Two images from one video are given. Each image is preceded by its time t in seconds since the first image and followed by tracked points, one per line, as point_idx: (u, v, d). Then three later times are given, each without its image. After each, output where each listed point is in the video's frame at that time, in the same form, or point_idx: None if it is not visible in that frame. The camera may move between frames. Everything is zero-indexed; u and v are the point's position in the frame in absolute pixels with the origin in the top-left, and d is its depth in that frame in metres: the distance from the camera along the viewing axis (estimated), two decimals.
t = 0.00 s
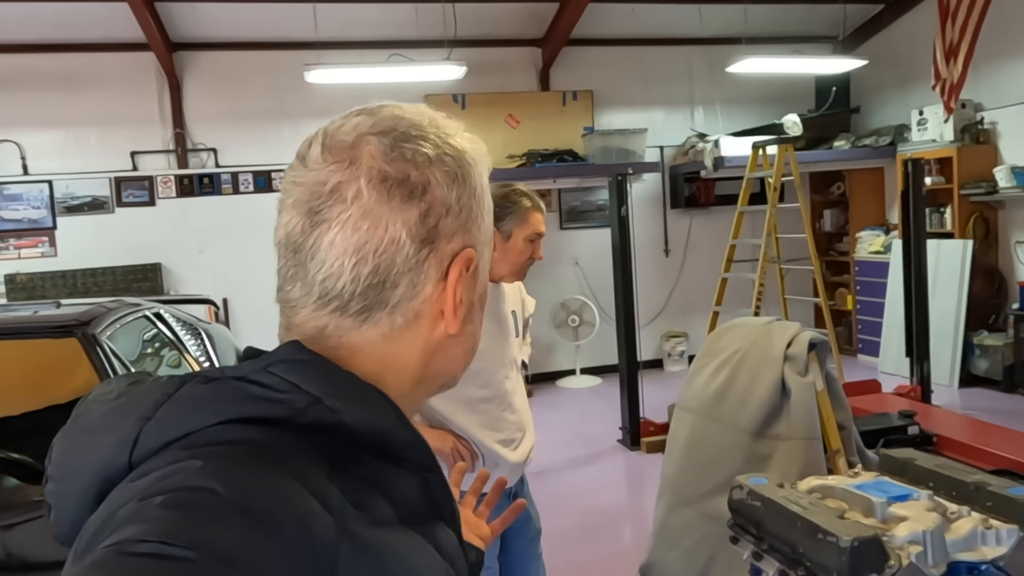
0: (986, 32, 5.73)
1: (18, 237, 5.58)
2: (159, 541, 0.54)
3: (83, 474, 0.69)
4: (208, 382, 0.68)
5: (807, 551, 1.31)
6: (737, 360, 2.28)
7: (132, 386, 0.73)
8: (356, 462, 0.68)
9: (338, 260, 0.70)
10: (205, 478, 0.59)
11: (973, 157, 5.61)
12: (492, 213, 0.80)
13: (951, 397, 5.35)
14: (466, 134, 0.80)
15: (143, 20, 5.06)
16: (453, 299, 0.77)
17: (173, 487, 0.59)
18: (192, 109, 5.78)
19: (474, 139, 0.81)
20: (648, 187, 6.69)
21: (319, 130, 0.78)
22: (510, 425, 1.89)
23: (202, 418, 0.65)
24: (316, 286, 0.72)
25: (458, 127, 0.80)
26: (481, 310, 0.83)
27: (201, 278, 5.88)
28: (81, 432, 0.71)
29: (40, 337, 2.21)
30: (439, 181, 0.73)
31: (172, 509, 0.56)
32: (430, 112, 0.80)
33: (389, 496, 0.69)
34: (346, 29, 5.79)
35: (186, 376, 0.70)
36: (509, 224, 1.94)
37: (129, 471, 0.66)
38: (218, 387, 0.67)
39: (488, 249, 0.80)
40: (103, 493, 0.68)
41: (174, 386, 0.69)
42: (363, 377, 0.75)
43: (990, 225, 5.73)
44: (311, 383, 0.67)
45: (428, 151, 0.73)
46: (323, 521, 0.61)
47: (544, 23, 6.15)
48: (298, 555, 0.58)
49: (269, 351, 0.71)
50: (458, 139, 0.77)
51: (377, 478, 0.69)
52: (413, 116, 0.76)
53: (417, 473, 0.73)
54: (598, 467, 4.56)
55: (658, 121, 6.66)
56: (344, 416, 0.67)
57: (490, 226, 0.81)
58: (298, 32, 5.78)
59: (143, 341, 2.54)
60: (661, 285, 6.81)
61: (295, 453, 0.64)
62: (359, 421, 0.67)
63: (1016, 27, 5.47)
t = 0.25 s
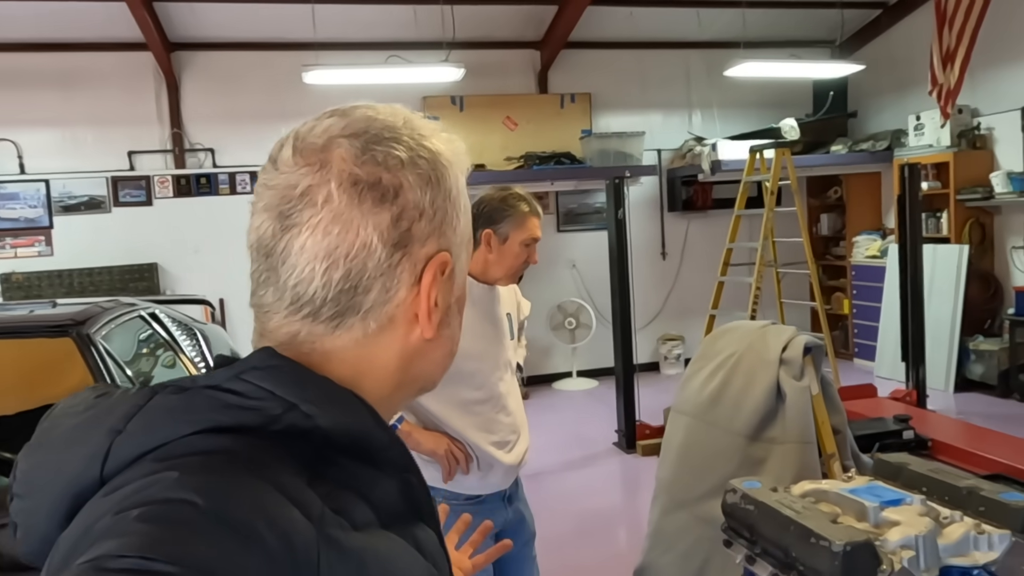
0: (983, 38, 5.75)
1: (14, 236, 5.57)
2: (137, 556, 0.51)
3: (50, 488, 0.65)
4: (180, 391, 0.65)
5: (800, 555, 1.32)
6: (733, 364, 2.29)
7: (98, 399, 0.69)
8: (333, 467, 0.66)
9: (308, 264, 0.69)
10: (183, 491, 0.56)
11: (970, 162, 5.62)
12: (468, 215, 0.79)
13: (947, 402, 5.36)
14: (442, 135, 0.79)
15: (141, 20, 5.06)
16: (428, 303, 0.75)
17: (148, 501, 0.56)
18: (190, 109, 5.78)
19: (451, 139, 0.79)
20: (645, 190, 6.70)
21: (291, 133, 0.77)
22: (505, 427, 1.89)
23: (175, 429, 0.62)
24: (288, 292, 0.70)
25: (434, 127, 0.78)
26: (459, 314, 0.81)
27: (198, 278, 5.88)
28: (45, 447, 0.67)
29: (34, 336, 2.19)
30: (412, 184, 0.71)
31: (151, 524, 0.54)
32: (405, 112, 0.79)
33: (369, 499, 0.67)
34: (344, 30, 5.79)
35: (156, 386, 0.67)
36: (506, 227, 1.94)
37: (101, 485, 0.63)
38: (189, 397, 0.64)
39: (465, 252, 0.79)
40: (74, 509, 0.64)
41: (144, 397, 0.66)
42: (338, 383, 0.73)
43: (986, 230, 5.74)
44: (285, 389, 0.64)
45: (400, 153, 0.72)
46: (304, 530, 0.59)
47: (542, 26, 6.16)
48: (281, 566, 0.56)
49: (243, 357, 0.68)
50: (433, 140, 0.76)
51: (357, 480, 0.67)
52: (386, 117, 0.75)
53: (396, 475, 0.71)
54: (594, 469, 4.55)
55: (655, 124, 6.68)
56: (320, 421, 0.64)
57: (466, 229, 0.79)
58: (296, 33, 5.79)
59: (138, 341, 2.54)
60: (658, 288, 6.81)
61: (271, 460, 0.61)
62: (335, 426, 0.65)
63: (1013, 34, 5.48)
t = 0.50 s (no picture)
0: (977, 45, 5.77)
1: (7, 235, 5.54)
2: None
3: (15, 513, 0.62)
4: (154, 412, 0.63)
5: (793, 565, 1.31)
6: (727, 369, 2.28)
7: (73, 421, 0.68)
8: (310, 486, 0.64)
9: (283, 280, 0.68)
10: (157, 515, 0.55)
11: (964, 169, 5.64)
12: (448, 228, 0.78)
13: (939, 408, 5.37)
14: (421, 146, 0.78)
15: (136, 20, 5.04)
16: (406, 318, 0.74)
17: (121, 526, 0.54)
18: (184, 109, 5.76)
19: (429, 152, 0.78)
20: (641, 194, 6.70)
21: (266, 145, 0.76)
22: (496, 433, 1.88)
23: (148, 451, 0.60)
24: (263, 308, 0.69)
25: (413, 139, 0.77)
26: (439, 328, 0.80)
27: (191, 279, 5.85)
28: (16, 472, 0.66)
29: (24, 339, 2.17)
30: (389, 197, 0.71)
31: (129, 549, 0.52)
32: (384, 124, 0.78)
33: (348, 518, 0.65)
34: (340, 32, 5.78)
35: (130, 408, 0.66)
36: (501, 233, 1.92)
37: (73, 509, 0.61)
38: (163, 417, 0.62)
39: (445, 265, 0.78)
40: (42, 538, 0.61)
41: (118, 420, 0.65)
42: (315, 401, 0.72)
43: (979, 236, 5.77)
44: (262, 407, 0.62)
45: (376, 167, 0.71)
46: (282, 552, 0.57)
47: (538, 29, 6.16)
48: None
49: (220, 376, 0.66)
50: (411, 152, 0.75)
51: (333, 498, 0.65)
52: (364, 129, 0.74)
53: (376, 494, 0.69)
54: (587, 473, 4.55)
55: (651, 128, 6.68)
56: (298, 440, 0.62)
57: (446, 242, 0.78)
58: (292, 35, 5.78)
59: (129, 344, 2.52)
60: (653, 292, 6.82)
61: (245, 481, 0.60)
62: (314, 445, 0.63)
63: (1007, 41, 5.50)
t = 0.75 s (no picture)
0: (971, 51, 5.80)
1: None
2: None
3: (9, 515, 0.61)
4: (144, 412, 0.61)
5: (789, 569, 1.31)
6: (722, 373, 2.28)
7: (64, 422, 0.67)
8: (300, 489, 0.61)
9: (245, 264, 0.69)
10: (145, 517, 0.52)
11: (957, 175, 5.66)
12: (432, 227, 0.74)
13: (932, 412, 5.39)
14: (411, 141, 0.76)
15: (132, 19, 5.03)
16: (369, 312, 0.71)
17: (108, 527, 0.52)
18: (179, 110, 5.75)
19: (420, 148, 0.76)
20: (636, 197, 6.71)
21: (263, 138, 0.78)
22: (492, 436, 1.87)
23: (136, 452, 0.57)
24: (230, 292, 0.70)
25: (403, 135, 0.75)
26: (427, 332, 0.76)
27: (185, 280, 5.83)
28: (8, 474, 0.64)
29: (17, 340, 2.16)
30: (352, 184, 0.69)
31: (120, 553, 0.49)
32: (376, 121, 0.76)
33: (340, 522, 0.62)
34: (337, 33, 5.78)
35: (121, 408, 0.64)
36: (498, 236, 1.92)
37: (62, 510, 0.59)
38: (153, 417, 0.59)
39: (424, 264, 0.74)
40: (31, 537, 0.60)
41: (109, 419, 0.63)
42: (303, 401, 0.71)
43: (972, 241, 5.79)
44: (254, 407, 0.60)
45: (342, 154, 0.69)
46: (272, 556, 0.55)
47: (535, 32, 6.17)
48: None
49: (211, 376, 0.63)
50: (391, 145, 0.73)
51: (324, 502, 0.62)
52: (346, 122, 0.73)
53: (367, 496, 0.66)
54: (580, 476, 4.54)
55: (646, 131, 6.70)
56: (291, 442, 0.60)
57: (429, 240, 0.74)
58: (288, 36, 5.77)
59: (123, 344, 2.51)
60: (647, 295, 6.82)
61: (234, 484, 0.57)
62: (306, 447, 0.61)
63: (1000, 48, 5.54)
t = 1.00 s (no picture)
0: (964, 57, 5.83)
1: None
2: None
3: (36, 513, 0.61)
4: (164, 413, 0.60)
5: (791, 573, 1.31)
6: (719, 377, 2.29)
7: (85, 422, 0.66)
8: (313, 490, 0.60)
9: (233, 262, 0.73)
10: (161, 514, 0.52)
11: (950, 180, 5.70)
12: (404, 218, 0.72)
13: (925, 416, 5.42)
14: (394, 135, 0.75)
15: (127, 18, 5.00)
16: (333, 305, 0.71)
17: (127, 524, 0.51)
18: (174, 110, 5.72)
19: (402, 142, 0.75)
20: (631, 200, 6.72)
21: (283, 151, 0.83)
22: (493, 439, 1.88)
23: (154, 452, 0.57)
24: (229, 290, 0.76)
25: (386, 130, 0.75)
26: (410, 328, 0.74)
27: (179, 281, 5.80)
28: (34, 473, 0.64)
29: (15, 340, 2.14)
30: (312, 175, 0.70)
31: (131, 548, 0.49)
32: (366, 120, 0.77)
33: (352, 525, 0.61)
34: (333, 34, 5.77)
35: (143, 408, 0.63)
36: (498, 239, 1.91)
37: (86, 508, 0.59)
38: (173, 418, 0.59)
39: (395, 256, 0.72)
40: (60, 529, 0.60)
41: (132, 419, 0.62)
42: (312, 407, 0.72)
43: (965, 246, 5.82)
44: (271, 409, 0.59)
45: (304, 148, 0.71)
46: (282, 556, 0.54)
47: (531, 35, 6.17)
48: None
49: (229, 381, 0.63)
50: (365, 137, 0.73)
51: (337, 504, 0.61)
52: (330, 120, 0.75)
53: (379, 500, 0.64)
54: (575, 479, 4.54)
55: (642, 134, 6.71)
56: (305, 444, 0.60)
57: (400, 231, 0.72)
58: (285, 36, 5.76)
59: (119, 345, 2.49)
60: (642, 298, 6.83)
61: (248, 485, 0.56)
62: (320, 449, 0.60)
63: (994, 54, 5.57)
